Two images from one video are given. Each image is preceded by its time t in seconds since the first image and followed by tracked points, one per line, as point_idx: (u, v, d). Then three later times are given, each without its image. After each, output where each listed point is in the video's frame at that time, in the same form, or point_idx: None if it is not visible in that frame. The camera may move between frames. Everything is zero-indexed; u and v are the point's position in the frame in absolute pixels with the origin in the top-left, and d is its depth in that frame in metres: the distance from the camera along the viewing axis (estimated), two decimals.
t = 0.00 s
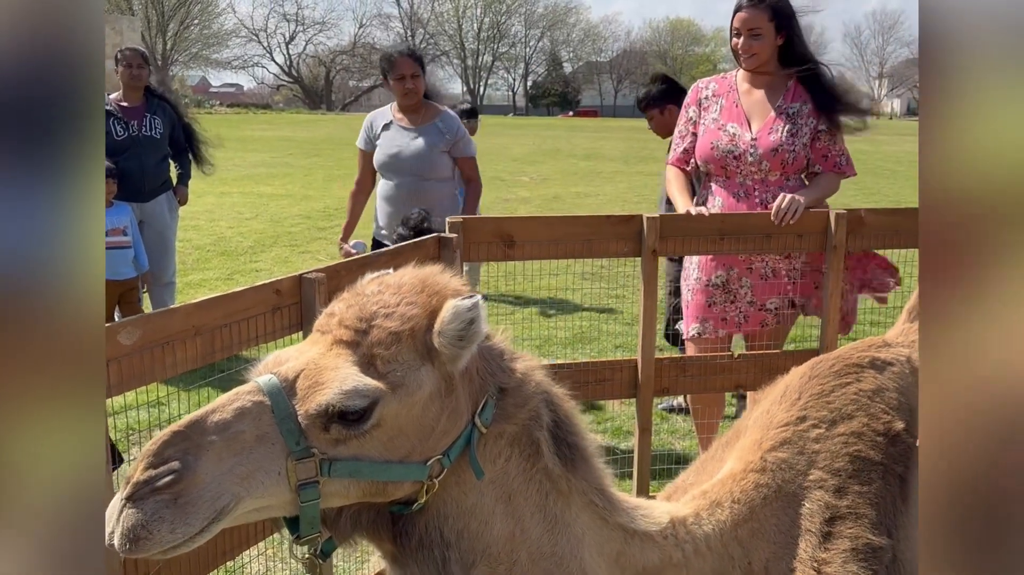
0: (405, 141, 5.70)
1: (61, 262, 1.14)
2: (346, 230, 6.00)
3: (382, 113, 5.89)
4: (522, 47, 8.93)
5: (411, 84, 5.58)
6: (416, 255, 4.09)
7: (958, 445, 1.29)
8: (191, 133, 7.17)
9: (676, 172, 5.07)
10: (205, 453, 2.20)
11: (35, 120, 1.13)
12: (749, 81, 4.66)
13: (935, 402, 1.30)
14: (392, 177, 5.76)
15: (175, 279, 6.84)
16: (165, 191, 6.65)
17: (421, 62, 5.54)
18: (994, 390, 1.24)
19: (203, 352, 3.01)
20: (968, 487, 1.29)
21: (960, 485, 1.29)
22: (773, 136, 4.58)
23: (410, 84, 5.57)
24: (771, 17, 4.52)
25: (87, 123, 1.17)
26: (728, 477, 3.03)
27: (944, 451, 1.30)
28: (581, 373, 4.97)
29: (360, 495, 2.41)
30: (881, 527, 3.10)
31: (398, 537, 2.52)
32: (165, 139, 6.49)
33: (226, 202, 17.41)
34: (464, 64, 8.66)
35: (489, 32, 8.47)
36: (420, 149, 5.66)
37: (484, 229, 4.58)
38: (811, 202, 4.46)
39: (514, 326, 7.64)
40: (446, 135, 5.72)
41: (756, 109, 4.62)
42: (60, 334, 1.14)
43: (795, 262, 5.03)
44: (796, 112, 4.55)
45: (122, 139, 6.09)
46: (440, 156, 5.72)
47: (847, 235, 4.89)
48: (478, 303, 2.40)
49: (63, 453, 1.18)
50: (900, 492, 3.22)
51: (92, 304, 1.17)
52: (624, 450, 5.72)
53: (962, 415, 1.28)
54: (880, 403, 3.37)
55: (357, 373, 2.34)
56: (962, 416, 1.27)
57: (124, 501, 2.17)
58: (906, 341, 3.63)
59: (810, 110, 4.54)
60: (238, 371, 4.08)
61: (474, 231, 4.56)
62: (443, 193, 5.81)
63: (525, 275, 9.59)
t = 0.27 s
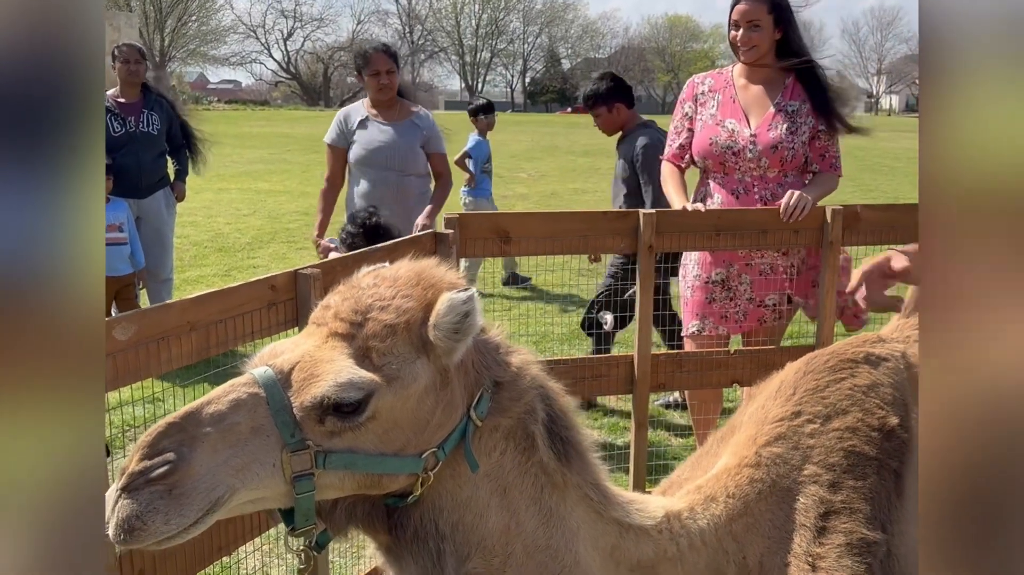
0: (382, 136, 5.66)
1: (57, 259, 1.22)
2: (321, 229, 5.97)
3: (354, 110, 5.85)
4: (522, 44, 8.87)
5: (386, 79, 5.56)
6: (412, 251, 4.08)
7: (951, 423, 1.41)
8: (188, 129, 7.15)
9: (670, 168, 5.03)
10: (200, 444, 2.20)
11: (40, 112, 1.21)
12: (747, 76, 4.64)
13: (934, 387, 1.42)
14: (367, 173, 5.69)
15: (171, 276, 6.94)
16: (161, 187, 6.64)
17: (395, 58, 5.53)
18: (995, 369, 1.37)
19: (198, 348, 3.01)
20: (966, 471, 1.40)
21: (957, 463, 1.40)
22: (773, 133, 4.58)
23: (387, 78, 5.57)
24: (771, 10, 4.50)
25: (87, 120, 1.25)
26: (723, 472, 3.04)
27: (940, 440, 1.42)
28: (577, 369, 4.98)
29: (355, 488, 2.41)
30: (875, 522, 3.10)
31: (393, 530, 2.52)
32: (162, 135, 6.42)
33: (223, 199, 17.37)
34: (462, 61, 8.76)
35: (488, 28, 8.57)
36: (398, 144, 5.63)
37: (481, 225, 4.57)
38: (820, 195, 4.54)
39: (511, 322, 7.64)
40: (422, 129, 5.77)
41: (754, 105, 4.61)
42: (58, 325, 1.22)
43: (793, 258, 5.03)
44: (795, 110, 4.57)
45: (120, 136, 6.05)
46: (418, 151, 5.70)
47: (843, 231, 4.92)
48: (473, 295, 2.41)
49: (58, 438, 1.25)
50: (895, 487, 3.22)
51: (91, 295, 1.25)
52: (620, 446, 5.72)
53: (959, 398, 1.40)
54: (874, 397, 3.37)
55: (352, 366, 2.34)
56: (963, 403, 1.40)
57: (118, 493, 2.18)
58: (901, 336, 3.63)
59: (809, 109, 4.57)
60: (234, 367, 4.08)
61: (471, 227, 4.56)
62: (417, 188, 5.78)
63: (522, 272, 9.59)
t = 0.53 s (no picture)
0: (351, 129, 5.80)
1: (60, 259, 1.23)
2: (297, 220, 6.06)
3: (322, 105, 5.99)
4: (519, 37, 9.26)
5: (353, 74, 5.70)
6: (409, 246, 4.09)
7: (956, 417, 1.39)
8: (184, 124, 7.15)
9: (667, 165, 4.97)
10: (196, 436, 2.21)
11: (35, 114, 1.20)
12: (744, 73, 4.64)
13: (935, 377, 1.42)
14: (338, 165, 5.84)
15: (169, 271, 6.88)
16: (158, 182, 6.64)
17: (362, 52, 5.68)
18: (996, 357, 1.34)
19: (194, 342, 3.01)
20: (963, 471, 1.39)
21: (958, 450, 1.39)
22: (772, 130, 4.59)
23: (351, 73, 5.69)
24: (769, 6, 4.54)
25: (81, 112, 1.24)
26: (718, 467, 3.05)
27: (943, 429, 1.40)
28: (574, 364, 4.98)
29: (351, 481, 2.42)
30: (870, 516, 3.12)
31: (389, 524, 2.53)
32: (159, 130, 6.44)
33: (222, 194, 17.37)
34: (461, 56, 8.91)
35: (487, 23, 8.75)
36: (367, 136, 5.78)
37: (478, 220, 4.58)
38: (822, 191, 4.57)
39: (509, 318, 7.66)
40: (389, 120, 5.87)
41: (753, 102, 4.61)
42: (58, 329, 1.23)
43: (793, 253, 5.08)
44: (794, 109, 4.58)
45: (117, 130, 6.05)
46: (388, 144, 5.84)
47: (839, 228, 4.93)
48: (469, 290, 2.42)
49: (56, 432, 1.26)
50: (888, 481, 3.23)
51: (90, 293, 1.25)
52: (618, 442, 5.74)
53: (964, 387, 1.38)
54: (869, 393, 3.38)
55: (348, 359, 2.35)
56: (962, 394, 1.40)
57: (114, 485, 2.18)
58: (896, 331, 3.64)
59: (807, 109, 4.59)
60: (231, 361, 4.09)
61: (468, 222, 4.56)
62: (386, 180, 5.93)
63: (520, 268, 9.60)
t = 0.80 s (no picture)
0: (326, 117, 5.88)
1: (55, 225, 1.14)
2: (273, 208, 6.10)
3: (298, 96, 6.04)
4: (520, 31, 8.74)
5: (328, 62, 5.73)
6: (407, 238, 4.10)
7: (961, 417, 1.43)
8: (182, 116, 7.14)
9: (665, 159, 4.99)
10: (193, 424, 2.22)
11: (31, 103, 1.10)
12: (742, 66, 4.65)
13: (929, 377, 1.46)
14: (316, 153, 5.91)
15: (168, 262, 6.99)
16: (156, 173, 6.64)
17: (337, 40, 5.70)
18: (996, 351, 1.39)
19: (193, 333, 3.02)
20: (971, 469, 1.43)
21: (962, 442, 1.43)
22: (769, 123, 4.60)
23: (326, 61, 5.73)
24: None
25: (83, 106, 1.14)
26: (714, 458, 3.07)
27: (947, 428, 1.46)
28: (572, 357, 4.99)
29: (348, 469, 2.43)
30: (865, 508, 3.13)
31: (387, 512, 2.55)
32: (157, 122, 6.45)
33: (221, 185, 17.35)
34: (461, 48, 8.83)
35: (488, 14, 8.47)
36: (342, 123, 5.85)
37: (475, 212, 4.58)
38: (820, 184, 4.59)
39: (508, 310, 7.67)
40: (366, 107, 5.91)
41: (750, 94, 4.62)
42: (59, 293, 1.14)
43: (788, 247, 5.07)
44: (792, 102, 4.59)
45: (115, 122, 6.06)
46: (363, 130, 5.90)
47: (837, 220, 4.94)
48: (466, 280, 2.43)
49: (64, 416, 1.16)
50: (884, 473, 3.25)
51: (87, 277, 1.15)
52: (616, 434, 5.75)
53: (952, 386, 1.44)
54: (865, 385, 3.39)
55: (345, 348, 2.36)
56: (952, 393, 1.43)
57: (113, 472, 2.20)
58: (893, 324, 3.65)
59: (806, 102, 4.58)
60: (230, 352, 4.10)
61: (466, 214, 4.56)
62: (364, 166, 5.98)
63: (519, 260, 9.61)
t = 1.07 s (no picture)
0: (321, 100, 5.87)
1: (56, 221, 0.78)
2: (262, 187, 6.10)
3: (292, 80, 6.03)
4: (521, 15, 9.10)
5: (319, 43, 5.69)
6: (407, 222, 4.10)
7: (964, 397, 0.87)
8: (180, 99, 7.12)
9: (665, 144, 4.97)
10: (191, 405, 2.23)
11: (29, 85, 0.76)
12: (743, 51, 4.62)
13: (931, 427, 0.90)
14: (311, 136, 5.92)
15: (168, 245, 6.95)
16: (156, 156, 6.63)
17: (328, 21, 5.64)
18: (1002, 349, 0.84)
19: (193, 315, 3.03)
20: (961, 469, 0.88)
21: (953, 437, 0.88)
22: (770, 110, 4.57)
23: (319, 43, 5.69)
24: None
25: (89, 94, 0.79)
26: (713, 443, 3.08)
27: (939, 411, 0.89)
28: (572, 342, 5.00)
29: (346, 452, 2.44)
30: (862, 492, 3.14)
31: (385, 494, 2.56)
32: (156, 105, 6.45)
33: (222, 169, 17.35)
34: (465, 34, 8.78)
35: None
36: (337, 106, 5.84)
37: (475, 196, 4.58)
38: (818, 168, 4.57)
39: (509, 294, 7.69)
40: (360, 89, 5.89)
41: (752, 80, 4.59)
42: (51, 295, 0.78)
43: (787, 234, 5.11)
44: (792, 89, 4.55)
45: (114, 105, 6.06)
46: (359, 114, 5.89)
47: (837, 206, 4.94)
48: (464, 264, 2.43)
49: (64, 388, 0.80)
50: (881, 458, 3.25)
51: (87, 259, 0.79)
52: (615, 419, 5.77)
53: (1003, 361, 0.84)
54: (863, 370, 3.39)
55: (343, 331, 2.37)
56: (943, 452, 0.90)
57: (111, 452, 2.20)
58: (891, 310, 3.65)
59: (806, 89, 4.56)
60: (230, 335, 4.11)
61: (465, 198, 4.56)
62: (359, 150, 5.98)
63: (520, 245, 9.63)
